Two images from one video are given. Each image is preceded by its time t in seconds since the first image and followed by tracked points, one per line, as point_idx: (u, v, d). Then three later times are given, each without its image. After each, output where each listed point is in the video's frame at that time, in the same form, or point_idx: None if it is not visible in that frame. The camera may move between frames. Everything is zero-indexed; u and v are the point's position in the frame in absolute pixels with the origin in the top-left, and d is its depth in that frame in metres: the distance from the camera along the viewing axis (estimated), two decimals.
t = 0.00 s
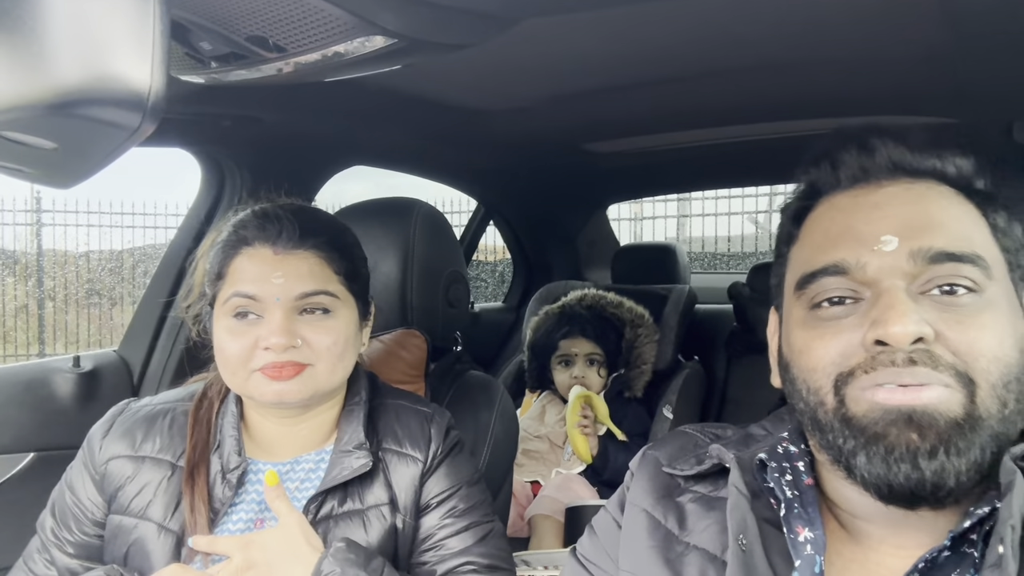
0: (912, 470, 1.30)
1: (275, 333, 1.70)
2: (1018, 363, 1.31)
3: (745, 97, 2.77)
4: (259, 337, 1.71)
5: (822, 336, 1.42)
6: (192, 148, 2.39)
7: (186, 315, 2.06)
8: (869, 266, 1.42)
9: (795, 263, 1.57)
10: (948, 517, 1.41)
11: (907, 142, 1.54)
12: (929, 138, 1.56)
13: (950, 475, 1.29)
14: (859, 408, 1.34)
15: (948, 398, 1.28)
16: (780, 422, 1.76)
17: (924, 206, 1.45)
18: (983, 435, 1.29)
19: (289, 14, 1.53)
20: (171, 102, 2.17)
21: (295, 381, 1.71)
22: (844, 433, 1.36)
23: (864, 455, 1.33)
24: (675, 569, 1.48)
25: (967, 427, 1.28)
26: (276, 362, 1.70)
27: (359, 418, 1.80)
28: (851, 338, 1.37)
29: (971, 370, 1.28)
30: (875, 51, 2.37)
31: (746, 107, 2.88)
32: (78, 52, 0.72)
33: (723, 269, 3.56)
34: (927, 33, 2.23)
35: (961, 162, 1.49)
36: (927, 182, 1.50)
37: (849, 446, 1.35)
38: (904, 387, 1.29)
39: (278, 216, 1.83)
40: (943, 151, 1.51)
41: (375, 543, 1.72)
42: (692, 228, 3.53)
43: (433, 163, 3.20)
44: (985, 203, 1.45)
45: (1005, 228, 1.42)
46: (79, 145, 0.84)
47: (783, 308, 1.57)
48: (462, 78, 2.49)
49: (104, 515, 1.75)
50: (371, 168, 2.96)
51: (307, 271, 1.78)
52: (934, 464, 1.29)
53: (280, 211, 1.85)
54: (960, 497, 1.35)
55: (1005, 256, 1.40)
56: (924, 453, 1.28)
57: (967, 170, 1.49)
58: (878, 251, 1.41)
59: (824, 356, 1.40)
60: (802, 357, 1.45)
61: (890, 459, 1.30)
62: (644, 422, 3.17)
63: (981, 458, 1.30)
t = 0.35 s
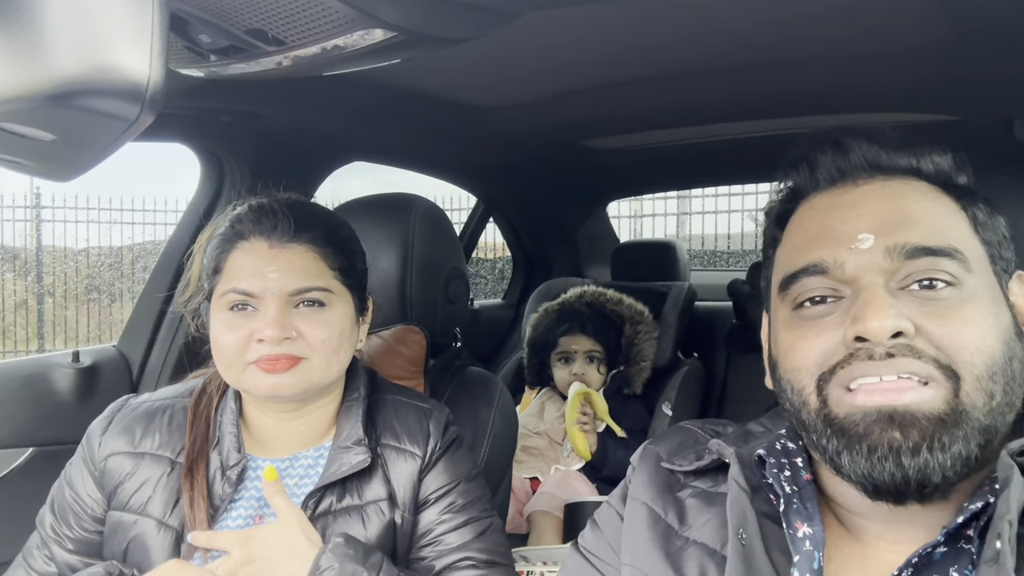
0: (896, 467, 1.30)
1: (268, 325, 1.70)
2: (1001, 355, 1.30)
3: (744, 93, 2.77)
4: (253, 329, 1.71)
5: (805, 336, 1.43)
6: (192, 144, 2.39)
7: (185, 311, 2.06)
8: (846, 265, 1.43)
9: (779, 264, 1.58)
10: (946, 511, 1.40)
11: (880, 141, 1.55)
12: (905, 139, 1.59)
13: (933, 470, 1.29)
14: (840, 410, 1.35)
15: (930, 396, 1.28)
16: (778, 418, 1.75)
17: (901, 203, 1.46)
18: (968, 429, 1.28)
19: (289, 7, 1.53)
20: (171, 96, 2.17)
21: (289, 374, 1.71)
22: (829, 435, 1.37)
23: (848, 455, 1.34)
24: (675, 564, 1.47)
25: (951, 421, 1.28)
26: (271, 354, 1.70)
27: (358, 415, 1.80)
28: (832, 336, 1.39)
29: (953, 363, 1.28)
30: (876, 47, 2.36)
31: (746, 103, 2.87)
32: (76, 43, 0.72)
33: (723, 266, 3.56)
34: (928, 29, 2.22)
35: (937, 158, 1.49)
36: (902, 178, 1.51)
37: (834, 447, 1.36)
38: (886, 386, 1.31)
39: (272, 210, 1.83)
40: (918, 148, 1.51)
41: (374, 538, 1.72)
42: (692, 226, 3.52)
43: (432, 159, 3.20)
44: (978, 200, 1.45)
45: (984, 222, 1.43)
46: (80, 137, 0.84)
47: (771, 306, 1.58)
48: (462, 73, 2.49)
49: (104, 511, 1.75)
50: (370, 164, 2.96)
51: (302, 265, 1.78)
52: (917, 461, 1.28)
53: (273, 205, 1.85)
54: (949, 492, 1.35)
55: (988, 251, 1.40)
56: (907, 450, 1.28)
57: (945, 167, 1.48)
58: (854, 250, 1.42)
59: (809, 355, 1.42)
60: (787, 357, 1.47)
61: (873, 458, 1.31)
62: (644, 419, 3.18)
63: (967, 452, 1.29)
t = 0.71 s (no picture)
0: (879, 462, 1.31)
1: (273, 324, 1.70)
2: (990, 355, 1.31)
3: (747, 93, 2.77)
4: (257, 328, 1.71)
5: (799, 334, 1.44)
6: (195, 143, 2.39)
7: (190, 310, 2.06)
8: (839, 265, 1.43)
9: (777, 263, 1.58)
10: (945, 508, 1.40)
11: (877, 141, 1.54)
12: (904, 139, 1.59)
13: (916, 466, 1.30)
14: (830, 403, 1.36)
15: (917, 391, 1.28)
16: (778, 419, 1.76)
17: (895, 203, 1.46)
18: (953, 426, 1.28)
19: (294, 6, 1.53)
20: (175, 95, 2.17)
21: (295, 374, 1.72)
22: (817, 428, 1.39)
23: (834, 449, 1.36)
24: (676, 563, 1.48)
25: (935, 418, 1.28)
26: (276, 354, 1.70)
27: (360, 414, 1.80)
28: (824, 335, 1.39)
29: (940, 362, 1.28)
30: (879, 47, 2.36)
31: (749, 103, 2.87)
32: (81, 41, 0.73)
33: (725, 266, 3.56)
34: (931, 29, 2.22)
35: (937, 159, 1.48)
36: (898, 179, 1.50)
37: (821, 441, 1.38)
38: (872, 382, 1.32)
39: (277, 209, 1.84)
40: (917, 149, 1.51)
41: (376, 537, 1.72)
42: (694, 226, 3.56)
43: (435, 159, 3.20)
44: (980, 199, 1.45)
45: (982, 222, 1.42)
46: (84, 134, 0.84)
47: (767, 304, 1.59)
48: (465, 72, 2.49)
49: (109, 510, 1.76)
50: (373, 164, 2.97)
51: (307, 263, 1.79)
52: (899, 457, 1.30)
53: (281, 203, 1.86)
54: (934, 489, 1.35)
55: (984, 251, 1.39)
56: (891, 446, 1.29)
57: (944, 167, 1.48)
58: (847, 250, 1.43)
59: (802, 353, 1.43)
60: (782, 355, 1.47)
61: (858, 453, 1.32)
62: (646, 419, 3.17)
63: (951, 450, 1.29)
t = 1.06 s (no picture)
0: (862, 460, 1.32)
1: (278, 320, 1.71)
2: (983, 356, 1.31)
3: (748, 94, 2.77)
4: (262, 325, 1.71)
5: (790, 333, 1.46)
6: (196, 143, 2.39)
7: (190, 308, 2.05)
8: (831, 268, 1.44)
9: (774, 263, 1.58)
10: (943, 510, 1.40)
11: (872, 144, 1.53)
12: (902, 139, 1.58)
13: (900, 464, 1.30)
14: (817, 401, 1.38)
15: (903, 390, 1.30)
16: (778, 420, 1.76)
17: (890, 207, 1.45)
18: (939, 424, 1.29)
19: (294, 7, 1.53)
20: (176, 95, 2.17)
21: (298, 376, 1.72)
22: (805, 425, 1.41)
23: (819, 446, 1.37)
24: (676, 563, 1.48)
25: (921, 416, 1.29)
26: (280, 350, 1.70)
27: (360, 414, 1.80)
28: (814, 336, 1.41)
29: (930, 361, 1.29)
30: (880, 47, 2.35)
31: (750, 104, 2.87)
32: (82, 42, 0.73)
33: (726, 267, 3.56)
34: (932, 30, 2.22)
35: (934, 162, 1.47)
36: (893, 182, 1.49)
37: (808, 439, 1.40)
38: (857, 383, 1.33)
39: (280, 206, 1.84)
40: (913, 151, 1.50)
41: (376, 538, 1.72)
42: (695, 227, 3.56)
43: (435, 159, 3.20)
44: (980, 200, 1.44)
45: (978, 224, 1.41)
46: (85, 135, 0.85)
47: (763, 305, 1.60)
48: (466, 72, 2.49)
49: (108, 510, 1.76)
50: (374, 164, 2.97)
51: (311, 259, 1.79)
52: (882, 455, 1.30)
53: (284, 201, 1.86)
54: (919, 489, 1.35)
55: (981, 253, 1.39)
56: (873, 444, 1.31)
57: (942, 169, 1.46)
58: (839, 253, 1.43)
59: (792, 351, 1.44)
60: (774, 354, 1.49)
61: (840, 451, 1.34)
62: (646, 420, 3.17)
63: (937, 449, 1.30)
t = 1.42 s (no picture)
0: (854, 466, 1.33)
1: (290, 310, 1.71)
2: (973, 358, 1.31)
3: (748, 93, 2.77)
4: (273, 316, 1.71)
5: (788, 332, 1.46)
6: (198, 141, 2.40)
7: (192, 304, 2.04)
8: (823, 266, 1.45)
9: (773, 261, 1.59)
10: (941, 508, 1.40)
11: (868, 144, 1.54)
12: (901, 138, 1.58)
13: (891, 470, 1.31)
14: (813, 404, 1.39)
15: (892, 394, 1.30)
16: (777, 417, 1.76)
17: (883, 205, 1.45)
18: (928, 426, 1.29)
19: (296, 4, 1.54)
20: (177, 94, 2.17)
21: (310, 365, 1.72)
22: (801, 427, 1.42)
23: (814, 450, 1.38)
24: (676, 558, 1.48)
25: (910, 420, 1.29)
26: (292, 340, 1.70)
27: (359, 411, 1.81)
28: (808, 336, 1.41)
29: (919, 363, 1.29)
30: (880, 47, 2.36)
31: (751, 103, 2.87)
32: (84, 37, 0.73)
33: (726, 267, 3.57)
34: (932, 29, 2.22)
35: (931, 161, 1.47)
36: (888, 181, 1.49)
37: (804, 442, 1.41)
38: (848, 388, 1.34)
39: (288, 201, 1.86)
40: (910, 151, 1.49)
41: (376, 535, 1.72)
42: (696, 227, 3.56)
43: (436, 158, 3.21)
44: (978, 199, 1.44)
45: (975, 223, 1.41)
46: (88, 130, 0.85)
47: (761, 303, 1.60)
48: (466, 71, 2.50)
49: (107, 506, 1.76)
50: (374, 163, 2.97)
51: (320, 251, 1.80)
52: (874, 461, 1.31)
53: (294, 198, 1.88)
54: (913, 490, 1.36)
55: (977, 252, 1.39)
56: (865, 449, 1.32)
57: (939, 169, 1.46)
58: (831, 251, 1.44)
59: (788, 351, 1.45)
60: (773, 353, 1.49)
61: (834, 456, 1.35)
62: (645, 418, 3.17)
63: (926, 451, 1.30)
